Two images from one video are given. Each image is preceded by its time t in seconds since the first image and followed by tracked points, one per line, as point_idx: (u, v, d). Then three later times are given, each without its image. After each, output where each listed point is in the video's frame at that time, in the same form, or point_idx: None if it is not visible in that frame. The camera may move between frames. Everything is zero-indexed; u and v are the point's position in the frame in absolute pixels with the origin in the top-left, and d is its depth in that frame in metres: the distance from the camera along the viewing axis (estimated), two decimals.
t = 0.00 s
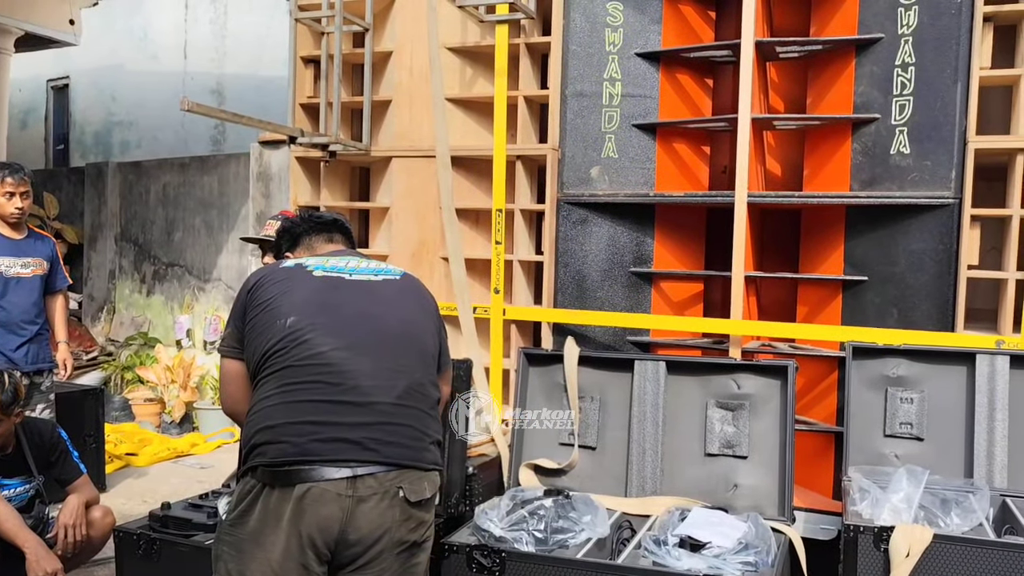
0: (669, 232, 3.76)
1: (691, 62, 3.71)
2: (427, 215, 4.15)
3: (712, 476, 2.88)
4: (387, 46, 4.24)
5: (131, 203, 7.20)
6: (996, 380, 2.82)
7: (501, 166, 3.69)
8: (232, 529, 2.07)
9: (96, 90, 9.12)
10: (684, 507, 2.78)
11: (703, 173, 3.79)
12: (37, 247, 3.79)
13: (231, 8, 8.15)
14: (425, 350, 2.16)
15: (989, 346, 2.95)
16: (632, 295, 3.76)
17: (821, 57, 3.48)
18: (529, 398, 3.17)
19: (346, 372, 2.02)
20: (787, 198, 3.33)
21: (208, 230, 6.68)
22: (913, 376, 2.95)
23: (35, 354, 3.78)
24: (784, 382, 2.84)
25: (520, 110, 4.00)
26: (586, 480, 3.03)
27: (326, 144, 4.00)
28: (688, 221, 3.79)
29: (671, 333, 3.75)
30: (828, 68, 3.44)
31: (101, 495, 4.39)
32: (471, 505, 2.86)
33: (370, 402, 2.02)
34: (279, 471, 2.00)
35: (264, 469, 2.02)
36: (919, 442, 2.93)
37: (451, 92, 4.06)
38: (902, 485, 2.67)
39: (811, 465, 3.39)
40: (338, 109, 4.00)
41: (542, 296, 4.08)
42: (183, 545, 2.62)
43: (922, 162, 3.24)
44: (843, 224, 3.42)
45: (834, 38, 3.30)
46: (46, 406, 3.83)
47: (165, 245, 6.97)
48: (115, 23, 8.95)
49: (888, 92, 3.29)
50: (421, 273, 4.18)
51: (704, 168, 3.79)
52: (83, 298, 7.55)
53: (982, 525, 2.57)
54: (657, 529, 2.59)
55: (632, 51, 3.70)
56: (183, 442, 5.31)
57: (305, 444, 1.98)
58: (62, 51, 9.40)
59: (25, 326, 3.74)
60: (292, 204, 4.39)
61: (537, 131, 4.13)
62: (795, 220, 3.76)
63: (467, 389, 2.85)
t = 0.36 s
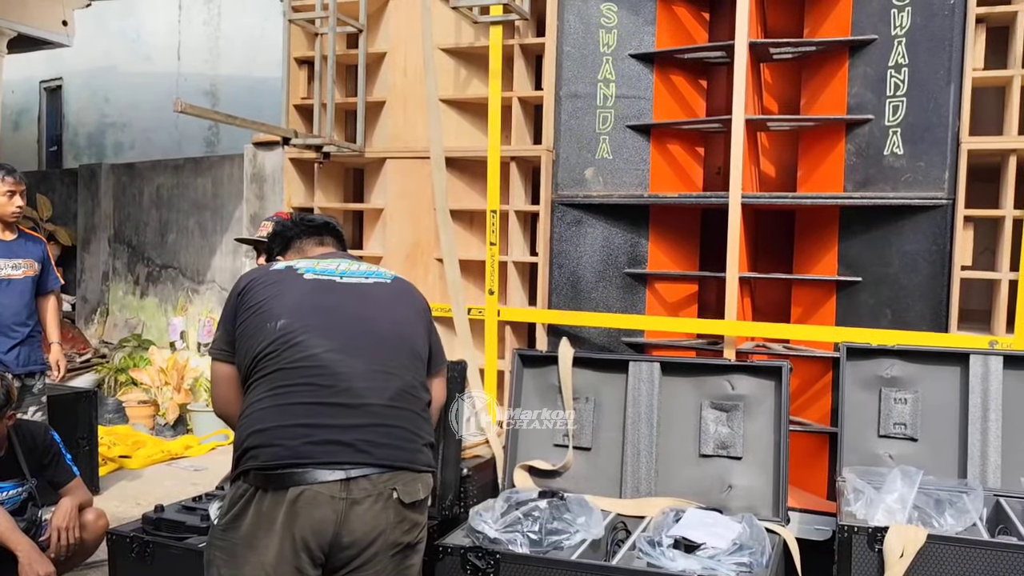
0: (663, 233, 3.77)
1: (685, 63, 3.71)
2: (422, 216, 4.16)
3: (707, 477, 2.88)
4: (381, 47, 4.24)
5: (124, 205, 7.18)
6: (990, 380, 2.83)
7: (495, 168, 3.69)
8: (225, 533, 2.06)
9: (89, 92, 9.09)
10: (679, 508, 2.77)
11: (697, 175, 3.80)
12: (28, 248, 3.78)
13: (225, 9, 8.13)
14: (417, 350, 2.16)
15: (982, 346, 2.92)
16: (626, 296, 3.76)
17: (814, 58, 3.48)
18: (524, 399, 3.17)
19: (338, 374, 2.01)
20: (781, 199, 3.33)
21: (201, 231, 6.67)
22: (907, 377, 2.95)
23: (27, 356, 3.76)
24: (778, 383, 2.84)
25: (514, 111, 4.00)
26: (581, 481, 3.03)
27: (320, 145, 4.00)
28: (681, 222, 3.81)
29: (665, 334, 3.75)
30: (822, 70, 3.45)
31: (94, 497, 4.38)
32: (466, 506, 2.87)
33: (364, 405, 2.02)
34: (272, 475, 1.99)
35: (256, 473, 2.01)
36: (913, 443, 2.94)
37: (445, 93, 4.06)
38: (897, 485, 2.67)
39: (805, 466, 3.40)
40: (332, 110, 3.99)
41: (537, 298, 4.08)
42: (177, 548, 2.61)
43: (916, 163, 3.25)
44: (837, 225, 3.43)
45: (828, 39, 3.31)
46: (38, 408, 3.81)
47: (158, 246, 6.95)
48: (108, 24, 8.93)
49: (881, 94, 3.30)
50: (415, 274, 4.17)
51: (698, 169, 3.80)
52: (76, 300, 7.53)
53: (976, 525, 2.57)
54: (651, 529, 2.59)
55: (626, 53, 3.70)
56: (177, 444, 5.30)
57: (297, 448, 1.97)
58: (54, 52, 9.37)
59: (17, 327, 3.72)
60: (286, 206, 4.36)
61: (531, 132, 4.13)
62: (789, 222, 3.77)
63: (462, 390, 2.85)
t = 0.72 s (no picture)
0: (660, 234, 3.77)
1: (682, 65, 3.72)
2: (419, 217, 4.15)
3: (703, 478, 2.88)
4: (378, 48, 4.24)
5: (120, 205, 7.17)
6: (984, 382, 2.83)
7: (492, 169, 3.68)
8: (213, 535, 2.06)
9: (86, 92, 9.07)
10: (675, 509, 2.77)
11: (694, 176, 3.81)
12: (23, 247, 3.78)
13: (223, 9, 8.13)
14: (405, 349, 2.16)
15: (979, 348, 2.99)
16: (623, 297, 3.76)
17: (811, 60, 3.49)
18: (520, 400, 3.17)
19: (327, 374, 2.01)
20: (778, 201, 3.33)
21: (197, 232, 6.66)
22: (903, 378, 2.96)
23: (23, 356, 3.75)
24: (774, 384, 2.84)
25: (512, 112, 3.99)
26: (577, 482, 3.03)
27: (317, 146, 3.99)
28: (678, 224, 3.81)
29: (662, 335, 3.75)
30: (819, 71, 3.45)
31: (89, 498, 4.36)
32: (462, 507, 2.87)
33: (353, 405, 2.02)
34: (259, 475, 1.99)
35: (245, 474, 2.01)
36: (909, 444, 2.94)
37: (443, 94, 4.06)
38: (893, 487, 2.67)
39: (802, 468, 3.40)
40: (329, 111, 3.99)
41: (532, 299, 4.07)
42: (173, 548, 2.60)
43: (912, 165, 3.25)
44: (834, 227, 3.43)
45: (825, 41, 3.31)
46: (34, 408, 3.79)
47: (155, 247, 6.94)
48: (106, 24, 8.90)
49: (878, 96, 3.30)
50: (413, 274, 4.17)
51: (695, 171, 3.81)
52: (72, 300, 7.51)
53: (971, 526, 2.58)
54: (647, 530, 2.59)
55: (624, 54, 3.70)
56: (173, 445, 5.29)
57: (285, 448, 1.97)
58: (51, 52, 9.34)
59: (13, 327, 3.71)
60: (283, 206, 4.35)
61: (529, 133, 4.13)
62: (786, 224, 3.78)
63: (458, 391, 2.85)
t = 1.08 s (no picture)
0: (651, 240, 3.77)
1: (673, 71, 3.74)
2: (410, 222, 4.15)
3: (693, 484, 2.88)
4: (370, 53, 4.25)
5: (110, 209, 7.15)
6: (973, 389, 2.84)
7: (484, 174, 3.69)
8: (218, 542, 2.04)
9: (75, 95, 9.03)
10: (666, 515, 2.77)
11: (685, 183, 3.82)
12: (11, 251, 3.77)
13: (214, 14, 8.11)
14: (403, 350, 2.17)
15: (968, 354, 3.02)
16: (614, 302, 3.77)
17: (801, 67, 3.51)
18: (511, 405, 3.17)
19: (331, 380, 2.01)
20: (769, 207, 3.34)
21: (188, 236, 6.64)
22: (892, 385, 2.97)
23: (11, 361, 3.73)
24: (765, 391, 2.86)
25: (504, 117, 3.99)
26: (567, 488, 3.03)
27: (309, 151, 3.99)
28: (669, 230, 3.82)
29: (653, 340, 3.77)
30: (809, 79, 3.47)
31: (77, 503, 4.33)
32: (453, 514, 2.86)
33: (360, 409, 2.02)
34: (270, 484, 1.98)
35: (255, 483, 2.00)
36: (898, 450, 2.95)
37: (435, 99, 4.06)
38: (881, 493, 2.69)
39: (792, 474, 3.41)
40: (320, 116, 3.99)
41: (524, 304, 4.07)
42: (163, 554, 2.59)
43: (901, 172, 3.27)
44: (823, 234, 3.45)
45: (815, 49, 3.34)
46: (22, 413, 3.77)
47: (145, 251, 6.91)
48: (96, 28, 8.88)
49: (867, 103, 3.32)
50: (404, 279, 4.17)
51: (686, 177, 3.82)
52: (61, 305, 7.48)
53: (960, 532, 2.58)
54: (638, 536, 2.59)
55: (615, 60, 3.71)
56: (162, 450, 5.26)
57: (296, 457, 1.96)
58: (41, 56, 9.31)
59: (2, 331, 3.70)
60: (274, 211, 4.35)
61: (520, 139, 4.13)
62: (776, 230, 3.79)
63: (449, 397, 2.85)
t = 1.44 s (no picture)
0: (627, 261, 3.78)
1: (648, 94, 3.77)
2: (386, 242, 4.14)
3: (669, 506, 2.87)
4: (346, 74, 4.25)
5: (82, 227, 7.06)
6: (945, 410, 2.87)
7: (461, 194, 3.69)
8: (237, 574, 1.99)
9: (48, 112, 8.94)
10: (641, 536, 2.75)
11: (660, 205, 3.84)
12: None
13: (190, 33, 8.08)
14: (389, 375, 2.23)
15: (939, 375, 3.04)
16: (591, 323, 3.76)
17: (774, 91, 3.55)
18: (486, 426, 3.16)
19: (352, 402, 2.01)
20: (743, 229, 3.37)
21: (161, 256, 6.58)
22: (865, 406, 3.00)
23: None
24: (740, 412, 2.87)
25: (480, 139, 3.99)
26: (543, 511, 3.00)
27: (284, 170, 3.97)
28: (645, 251, 3.83)
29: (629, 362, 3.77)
30: (782, 102, 3.52)
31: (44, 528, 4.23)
32: (427, 538, 2.83)
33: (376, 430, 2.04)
34: (301, 510, 1.93)
35: (281, 511, 1.94)
36: (872, 471, 2.96)
37: (411, 120, 4.06)
38: (856, 514, 2.69)
39: (768, 496, 3.41)
40: (296, 136, 3.97)
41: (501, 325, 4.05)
42: None
43: (873, 195, 3.31)
44: (797, 256, 3.48)
45: (787, 73, 3.38)
46: None
47: (117, 271, 6.83)
48: (69, 46, 8.81)
49: (839, 127, 3.37)
50: (380, 299, 4.14)
51: (661, 199, 3.84)
52: (31, 325, 7.36)
53: (934, 552, 2.60)
54: (614, 559, 2.57)
55: (591, 83, 3.74)
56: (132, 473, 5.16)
57: (328, 481, 1.94)
58: (13, 73, 9.22)
59: None
60: (250, 231, 4.33)
61: (497, 160, 4.14)
62: (751, 252, 3.82)
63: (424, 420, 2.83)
